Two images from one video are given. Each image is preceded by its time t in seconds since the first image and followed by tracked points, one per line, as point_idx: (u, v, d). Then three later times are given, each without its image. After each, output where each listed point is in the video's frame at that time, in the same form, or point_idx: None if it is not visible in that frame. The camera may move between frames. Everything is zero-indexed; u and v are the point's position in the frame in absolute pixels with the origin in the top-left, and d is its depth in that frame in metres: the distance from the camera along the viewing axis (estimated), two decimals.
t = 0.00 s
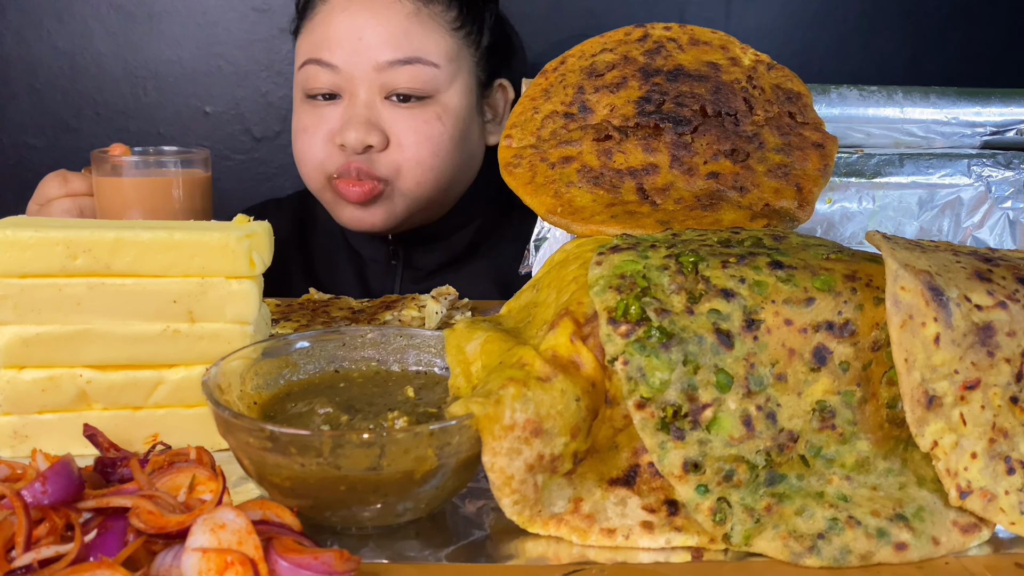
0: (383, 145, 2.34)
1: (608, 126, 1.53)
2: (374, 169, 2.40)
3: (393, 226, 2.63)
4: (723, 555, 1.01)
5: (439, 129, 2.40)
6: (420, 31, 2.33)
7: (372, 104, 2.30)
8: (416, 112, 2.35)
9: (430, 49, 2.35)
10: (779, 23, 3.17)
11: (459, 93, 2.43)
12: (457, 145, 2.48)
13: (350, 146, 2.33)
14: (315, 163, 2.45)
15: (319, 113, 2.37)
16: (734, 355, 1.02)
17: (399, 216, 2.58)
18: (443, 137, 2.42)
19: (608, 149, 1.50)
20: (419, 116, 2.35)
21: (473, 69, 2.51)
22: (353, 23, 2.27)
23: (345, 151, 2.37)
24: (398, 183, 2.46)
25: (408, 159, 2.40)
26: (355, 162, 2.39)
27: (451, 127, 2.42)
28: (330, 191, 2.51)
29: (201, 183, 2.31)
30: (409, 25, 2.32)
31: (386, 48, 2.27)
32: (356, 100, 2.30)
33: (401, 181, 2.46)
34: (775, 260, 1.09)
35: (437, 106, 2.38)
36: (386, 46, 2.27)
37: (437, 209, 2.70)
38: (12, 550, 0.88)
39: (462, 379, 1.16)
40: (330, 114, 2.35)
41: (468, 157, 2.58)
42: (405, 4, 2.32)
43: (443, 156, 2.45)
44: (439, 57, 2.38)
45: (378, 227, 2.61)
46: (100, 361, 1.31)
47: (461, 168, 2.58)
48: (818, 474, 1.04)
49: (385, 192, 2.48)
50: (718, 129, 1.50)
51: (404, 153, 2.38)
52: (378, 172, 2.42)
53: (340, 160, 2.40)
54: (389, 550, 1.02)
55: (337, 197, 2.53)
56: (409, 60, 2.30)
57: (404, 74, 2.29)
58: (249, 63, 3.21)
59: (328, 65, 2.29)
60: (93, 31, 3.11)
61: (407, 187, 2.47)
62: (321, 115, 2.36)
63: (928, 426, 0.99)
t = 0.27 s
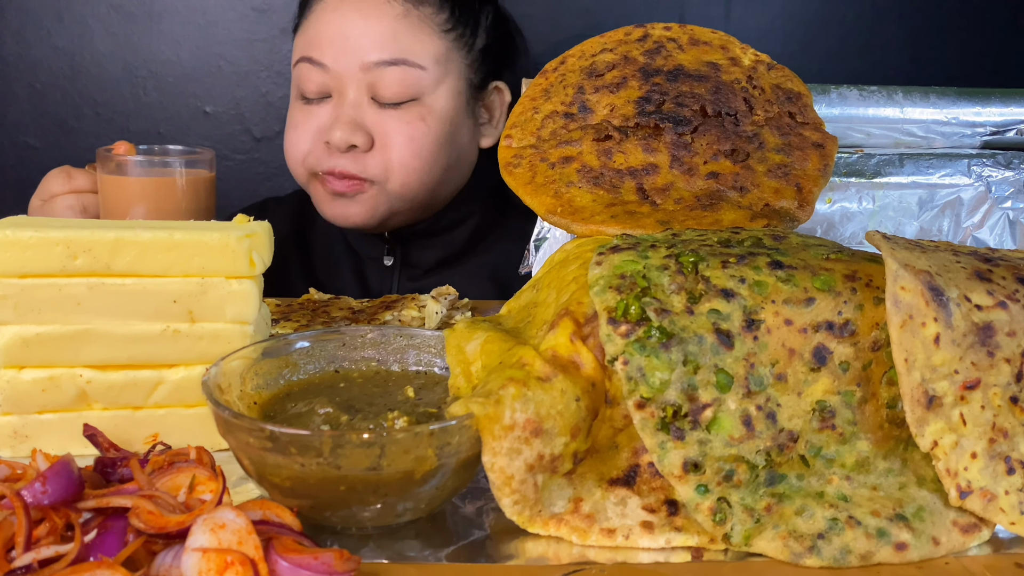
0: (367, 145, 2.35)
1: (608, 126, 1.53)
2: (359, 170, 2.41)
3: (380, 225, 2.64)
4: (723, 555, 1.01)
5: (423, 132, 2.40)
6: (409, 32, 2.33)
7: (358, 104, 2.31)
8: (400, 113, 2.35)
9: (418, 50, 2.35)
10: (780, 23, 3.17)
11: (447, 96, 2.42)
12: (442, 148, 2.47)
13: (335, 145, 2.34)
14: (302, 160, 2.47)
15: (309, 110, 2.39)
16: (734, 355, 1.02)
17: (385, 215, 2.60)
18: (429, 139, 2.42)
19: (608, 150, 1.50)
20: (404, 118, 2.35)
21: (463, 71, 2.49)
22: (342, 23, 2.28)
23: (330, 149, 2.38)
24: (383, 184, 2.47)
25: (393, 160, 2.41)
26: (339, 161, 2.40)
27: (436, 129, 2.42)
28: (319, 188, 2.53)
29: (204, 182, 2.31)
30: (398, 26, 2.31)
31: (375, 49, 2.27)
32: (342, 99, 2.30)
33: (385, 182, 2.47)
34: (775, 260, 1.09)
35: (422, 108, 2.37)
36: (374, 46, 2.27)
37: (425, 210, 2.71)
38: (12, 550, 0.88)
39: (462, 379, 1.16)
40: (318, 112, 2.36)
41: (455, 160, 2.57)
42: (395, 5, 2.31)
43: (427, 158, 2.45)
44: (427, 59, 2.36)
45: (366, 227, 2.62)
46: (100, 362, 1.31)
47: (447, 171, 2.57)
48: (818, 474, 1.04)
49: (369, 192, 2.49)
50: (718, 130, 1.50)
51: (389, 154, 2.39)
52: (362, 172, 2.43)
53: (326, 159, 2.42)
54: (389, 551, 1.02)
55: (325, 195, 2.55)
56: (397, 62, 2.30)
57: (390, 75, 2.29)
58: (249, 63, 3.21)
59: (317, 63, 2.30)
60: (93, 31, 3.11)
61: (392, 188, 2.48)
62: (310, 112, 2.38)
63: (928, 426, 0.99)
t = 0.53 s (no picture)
0: (343, 133, 2.35)
1: (608, 126, 1.53)
2: (335, 158, 2.41)
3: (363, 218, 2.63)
4: (723, 555, 1.01)
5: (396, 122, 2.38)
6: (394, 23, 2.33)
7: (336, 91, 2.32)
8: (376, 102, 2.34)
9: (398, 40, 2.34)
10: (780, 23, 3.16)
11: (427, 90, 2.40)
12: (417, 139, 2.45)
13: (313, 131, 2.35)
14: (287, 146, 2.50)
15: (297, 96, 2.42)
16: (734, 355, 1.02)
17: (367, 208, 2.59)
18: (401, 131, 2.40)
19: (608, 149, 1.50)
20: (377, 106, 2.35)
21: (446, 65, 2.47)
22: (327, 9, 2.30)
23: (310, 136, 2.39)
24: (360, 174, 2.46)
25: (365, 150, 2.40)
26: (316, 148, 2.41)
27: (408, 120, 2.40)
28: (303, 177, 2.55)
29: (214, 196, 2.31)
30: (380, 15, 2.31)
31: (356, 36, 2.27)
32: (323, 85, 2.32)
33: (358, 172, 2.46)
34: (775, 260, 1.09)
35: (395, 98, 2.36)
36: (353, 33, 2.27)
37: (407, 207, 2.68)
38: (12, 550, 0.88)
39: (462, 379, 1.16)
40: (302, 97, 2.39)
41: (433, 155, 2.54)
42: None
43: (400, 149, 2.43)
44: (406, 50, 2.35)
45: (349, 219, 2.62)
46: (100, 362, 1.31)
47: (426, 165, 2.54)
48: (818, 474, 1.04)
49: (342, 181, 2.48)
50: (718, 130, 1.50)
51: (363, 143, 2.39)
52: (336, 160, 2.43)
53: (307, 145, 2.43)
54: (389, 550, 1.02)
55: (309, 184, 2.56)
56: (377, 50, 2.29)
57: (365, 63, 2.29)
58: (249, 64, 3.22)
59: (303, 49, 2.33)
60: (93, 31, 3.11)
61: (368, 178, 2.47)
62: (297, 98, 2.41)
63: (928, 426, 0.99)
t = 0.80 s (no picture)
0: (397, 128, 2.36)
1: (608, 126, 1.53)
2: (387, 154, 2.41)
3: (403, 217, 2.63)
4: (723, 555, 1.01)
5: (449, 114, 2.41)
6: (435, 16, 2.37)
7: (387, 87, 2.32)
8: (429, 96, 2.37)
9: (444, 34, 2.38)
10: (780, 23, 3.16)
11: (472, 80, 2.45)
12: (467, 132, 2.49)
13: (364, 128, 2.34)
14: (329, 149, 2.47)
15: (333, 96, 2.39)
16: (734, 355, 1.02)
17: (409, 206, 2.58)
18: (454, 123, 2.43)
19: (608, 149, 1.50)
20: (431, 101, 2.37)
21: (484, 59, 2.53)
22: (367, 6, 2.30)
23: (359, 134, 2.38)
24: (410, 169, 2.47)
25: (421, 144, 2.42)
26: (367, 147, 2.40)
27: (461, 113, 2.44)
28: (341, 177, 2.52)
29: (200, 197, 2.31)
30: (425, 11, 2.35)
31: (403, 31, 2.30)
32: (370, 81, 2.32)
33: (411, 167, 2.47)
34: (775, 260, 1.09)
35: (449, 91, 2.40)
36: (402, 29, 2.30)
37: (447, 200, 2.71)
38: (13, 550, 0.88)
39: (462, 379, 1.16)
40: (344, 96, 2.37)
41: (476, 148, 2.59)
42: None
43: (453, 142, 2.47)
44: (453, 44, 2.40)
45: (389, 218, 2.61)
46: (100, 362, 1.31)
47: (470, 158, 2.58)
48: (818, 474, 1.04)
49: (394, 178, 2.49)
50: (718, 129, 1.50)
51: (417, 138, 2.40)
52: (390, 158, 2.43)
53: (353, 143, 2.41)
54: (389, 550, 1.02)
55: (348, 184, 2.54)
56: (424, 43, 2.33)
57: (419, 57, 2.32)
58: (249, 63, 3.22)
59: (344, 47, 2.31)
60: (93, 31, 3.11)
61: (419, 173, 2.49)
62: (335, 97, 2.38)
63: (928, 426, 0.99)
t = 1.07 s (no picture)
0: (427, 136, 2.39)
1: (608, 126, 1.53)
2: (418, 162, 2.45)
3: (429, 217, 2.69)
4: (723, 555, 1.01)
5: (478, 120, 2.45)
6: (453, 22, 2.38)
7: (416, 97, 2.34)
8: (457, 102, 2.40)
9: (463, 40, 2.41)
10: (780, 23, 3.16)
11: (492, 83, 2.49)
12: (491, 133, 2.54)
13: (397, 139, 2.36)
14: (358, 161, 2.48)
15: (358, 108, 2.38)
16: (734, 355, 1.02)
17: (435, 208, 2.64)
18: (482, 127, 2.48)
19: (608, 149, 1.50)
20: (459, 106, 2.41)
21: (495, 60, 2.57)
22: (389, 18, 2.30)
23: (390, 144, 2.40)
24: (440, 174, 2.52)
25: (451, 150, 2.46)
26: (402, 157, 2.43)
27: (487, 116, 2.48)
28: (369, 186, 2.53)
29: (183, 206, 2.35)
30: (445, 17, 2.37)
31: (427, 41, 2.32)
32: (399, 93, 2.33)
33: (445, 172, 2.52)
34: (775, 260, 1.09)
35: (474, 96, 2.44)
36: (427, 38, 2.32)
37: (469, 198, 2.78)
38: (12, 550, 0.88)
39: (462, 379, 1.16)
40: (370, 108, 2.37)
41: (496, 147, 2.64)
42: None
43: (480, 145, 2.52)
44: (473, 48, 2.43)
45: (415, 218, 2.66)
46: (100, 362, 1.31)
47: (492, 157, 2.64)
48: (818, 474, 1.04)
49: (429, 184, 2.53)
50: (718, 129, 1.50)
51: (446, 143, 2.44)
52: (426, 166, 2.47)
53: (385, 154, 2.43)
54: (389, 550, 1.02)
55: (377, 193, 2.56)
56: (448, 51, 2.35)
57: (445, 65, 2.34)
58: (249, 63, 3.22)
59: (370, 61, 2.31)
60: (93, 31, 3.11)
61: (449, 177, 2.53)
62: (360, 110, 2.38)
63: (928, 426, 0.99)
